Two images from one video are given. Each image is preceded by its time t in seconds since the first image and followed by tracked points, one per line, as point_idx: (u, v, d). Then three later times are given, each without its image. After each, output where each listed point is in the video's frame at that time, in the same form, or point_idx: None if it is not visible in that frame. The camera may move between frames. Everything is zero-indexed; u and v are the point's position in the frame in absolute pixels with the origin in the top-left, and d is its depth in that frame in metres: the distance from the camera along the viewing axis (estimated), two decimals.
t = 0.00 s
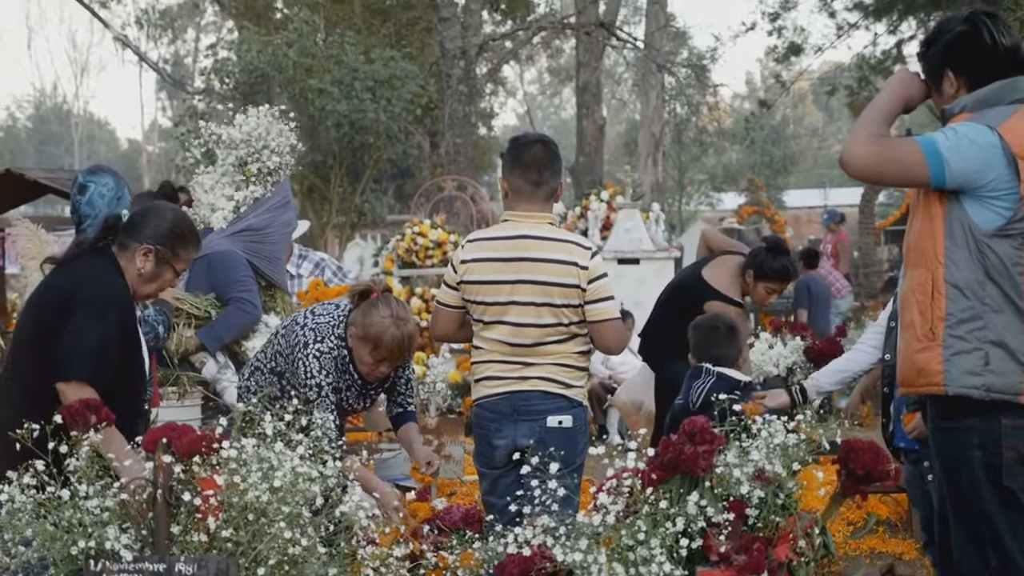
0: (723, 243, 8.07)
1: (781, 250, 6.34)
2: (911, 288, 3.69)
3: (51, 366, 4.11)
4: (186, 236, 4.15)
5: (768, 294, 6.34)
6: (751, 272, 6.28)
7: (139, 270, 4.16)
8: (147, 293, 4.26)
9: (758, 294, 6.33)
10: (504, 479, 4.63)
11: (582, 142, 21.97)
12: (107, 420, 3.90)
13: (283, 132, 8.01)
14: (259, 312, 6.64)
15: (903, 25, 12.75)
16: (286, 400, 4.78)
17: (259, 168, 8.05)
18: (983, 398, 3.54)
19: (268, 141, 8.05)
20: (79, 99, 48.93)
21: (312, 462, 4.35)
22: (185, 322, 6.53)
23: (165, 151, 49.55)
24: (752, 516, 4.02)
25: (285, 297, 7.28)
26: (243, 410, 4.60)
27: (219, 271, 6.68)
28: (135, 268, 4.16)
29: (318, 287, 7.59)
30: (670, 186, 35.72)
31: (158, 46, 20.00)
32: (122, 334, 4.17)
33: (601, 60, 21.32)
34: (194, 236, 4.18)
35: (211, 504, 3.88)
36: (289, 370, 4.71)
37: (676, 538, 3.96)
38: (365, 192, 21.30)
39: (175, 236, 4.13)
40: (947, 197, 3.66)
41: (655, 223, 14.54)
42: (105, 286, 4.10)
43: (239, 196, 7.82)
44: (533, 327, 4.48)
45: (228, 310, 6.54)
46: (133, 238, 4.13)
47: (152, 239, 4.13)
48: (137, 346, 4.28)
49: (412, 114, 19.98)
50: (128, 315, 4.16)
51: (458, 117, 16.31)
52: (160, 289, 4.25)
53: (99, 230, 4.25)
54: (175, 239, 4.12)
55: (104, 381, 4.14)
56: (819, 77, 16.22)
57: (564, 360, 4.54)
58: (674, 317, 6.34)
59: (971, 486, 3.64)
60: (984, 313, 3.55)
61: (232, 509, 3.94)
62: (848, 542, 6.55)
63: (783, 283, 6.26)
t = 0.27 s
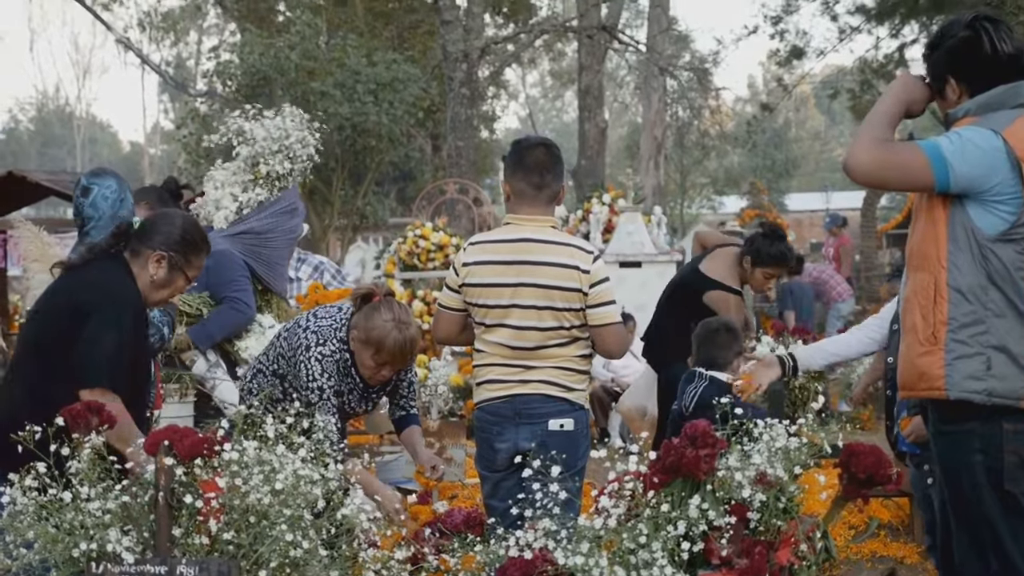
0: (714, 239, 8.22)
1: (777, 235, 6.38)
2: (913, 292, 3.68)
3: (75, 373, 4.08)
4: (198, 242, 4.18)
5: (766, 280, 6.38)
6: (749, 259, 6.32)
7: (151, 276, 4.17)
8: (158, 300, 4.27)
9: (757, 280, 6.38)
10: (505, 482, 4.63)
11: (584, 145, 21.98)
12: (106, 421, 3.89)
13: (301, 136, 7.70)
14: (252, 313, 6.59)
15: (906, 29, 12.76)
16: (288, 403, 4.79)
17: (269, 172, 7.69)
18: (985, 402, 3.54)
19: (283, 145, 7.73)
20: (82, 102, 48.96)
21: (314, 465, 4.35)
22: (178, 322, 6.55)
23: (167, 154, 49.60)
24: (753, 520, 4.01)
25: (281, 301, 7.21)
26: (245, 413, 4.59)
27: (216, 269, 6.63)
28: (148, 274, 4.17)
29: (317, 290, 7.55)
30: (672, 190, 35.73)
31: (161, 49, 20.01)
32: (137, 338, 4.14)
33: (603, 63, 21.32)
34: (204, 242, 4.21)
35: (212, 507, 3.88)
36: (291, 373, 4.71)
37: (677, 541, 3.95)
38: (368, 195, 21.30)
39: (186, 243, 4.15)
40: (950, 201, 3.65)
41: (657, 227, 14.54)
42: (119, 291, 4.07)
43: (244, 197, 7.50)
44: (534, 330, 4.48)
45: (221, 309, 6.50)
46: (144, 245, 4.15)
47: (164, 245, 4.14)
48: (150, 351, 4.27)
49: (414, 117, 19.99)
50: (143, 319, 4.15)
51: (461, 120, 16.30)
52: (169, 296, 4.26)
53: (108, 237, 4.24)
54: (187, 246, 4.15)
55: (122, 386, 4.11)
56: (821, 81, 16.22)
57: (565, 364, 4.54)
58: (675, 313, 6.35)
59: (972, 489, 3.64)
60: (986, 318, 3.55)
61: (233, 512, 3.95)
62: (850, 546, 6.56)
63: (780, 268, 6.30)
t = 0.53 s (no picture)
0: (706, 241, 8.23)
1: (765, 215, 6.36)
2: (915, 295, 3.68)
3: (104, 383, 3.98)
4: (214, 253, 4.22)
5: (757, 259, 6.35)
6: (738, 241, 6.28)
7: (168, 287, 4.15)
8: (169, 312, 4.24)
9: (748, 261, 6.33)
10: (507, 484, 4.64)
11: (586, 147, 21.96)
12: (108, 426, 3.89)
13: (301, 145, 7.49)
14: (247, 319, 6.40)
15: (907, 32, 12.78)
16: (290, 405, 4.80)
17: (269, 177, 7.53)
18: (986, 406, 3.53)
19: (285, 152, 7.53)
20: (83, 105, 48.98)
21: (316, 467, 4.35)
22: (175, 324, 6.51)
23: (168, 156, 49.60)
24: (755, 523, 4.02)
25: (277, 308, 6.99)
26: (247, 415, 4.59)
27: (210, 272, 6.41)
28: (163, 285, 4.15)
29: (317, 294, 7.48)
30: (674, 193, 35.74)
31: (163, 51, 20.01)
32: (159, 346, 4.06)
33: (605, 66, 21.34)
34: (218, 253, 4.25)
35: (214, 509, 3.87)
36: (292, 376, 4.72)
37: (680, 544, 3.94)
38: (369, 197, 21.28)
39: (202, 254, 4.19)
40: (954, 204, 3.65)
41: (659, 229, 14.53)
42: (141, 299, 4.02)
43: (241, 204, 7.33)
44: (535, 333, 4.48)
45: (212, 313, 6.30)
46: (160, 256, 4.14)
47: (180, 255, 4.15)
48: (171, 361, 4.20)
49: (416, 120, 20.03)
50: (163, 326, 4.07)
51: (462, 123, 16.30)
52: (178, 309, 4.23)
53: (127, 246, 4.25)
54: (202, 256, 4.18)
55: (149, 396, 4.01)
56: (823, 83, 16.22)
57: (566, 366, 4.54)
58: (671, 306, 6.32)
59: (973, 491, 3.64)
60: (988, 321, 3.55)
61: (235, 514, 3.95)
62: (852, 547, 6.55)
63: (771, 244, 6.27)
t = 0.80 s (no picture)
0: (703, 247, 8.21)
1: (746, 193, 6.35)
2: (915, 294, 3.68)
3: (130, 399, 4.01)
4: (230, 273, 4.20)
5: (742, 239, 6.34)
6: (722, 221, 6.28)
7: (186, 307, 4.15)
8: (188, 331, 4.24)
9: (734, 240, 6.33)
10: (508, 485, 4.64)
11: (586, 148, 21.95)
12: (111, 427, 3.90)
13: (293, 146, 7.70)
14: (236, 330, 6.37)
15: (907, 32, 12.78)
16: (291, 406, 4.81)
17: (262, 179, 7.67)
18: (986, 406, 3.53)
19: (274, 153, 7.69)
20: (84, 107, 49.02)
21: (317, 468, 4.35)
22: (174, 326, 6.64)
23: (169, 157, 49.63)
24: (757, 523, 4.03)
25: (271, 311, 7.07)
26: (248, 416, 4.59)
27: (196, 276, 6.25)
28: (181, 304, 4.14)
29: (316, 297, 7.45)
30: (675, 193, 35.76)
31: (163, 53, 20.03)
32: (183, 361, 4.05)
33: (605, 66, 21.35)
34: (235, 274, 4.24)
35: (216, 510, 3.85)
36: (293, 377, 4.72)
37: (681, 544, 3.94)
38: (370, 198, 21.27)
39: (219, 273, 4.17)
40: (956, 203, 3.65)
41: (659, 230, 14.53)
42: (164, 319, 4.01)
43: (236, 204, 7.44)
44: (535, 333, 4.48)
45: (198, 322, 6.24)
46: (180, 275, 4.13)
47: (198, 275, 4.14)
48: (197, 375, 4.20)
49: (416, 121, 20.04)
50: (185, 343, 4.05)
51: (462, 124, 16.30)
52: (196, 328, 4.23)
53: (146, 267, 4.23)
54: (218, 277, 4.16)
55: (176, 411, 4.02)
56: (823, 84, 16.22)
57: (567, 367, 4.54)
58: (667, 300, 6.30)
59: (973, 491, 3.63)
60: (989, 321, 3.55)
61: (236, 515, 3.95)
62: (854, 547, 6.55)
63: (756, 223, 6.27)
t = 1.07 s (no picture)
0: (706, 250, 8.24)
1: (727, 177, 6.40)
2: (915, 295, 3.69)
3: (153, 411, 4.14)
4: (244, 294, 4.32)
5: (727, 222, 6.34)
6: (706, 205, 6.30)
7: (201, 327, 4.26)
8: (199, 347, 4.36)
9: (719, 224, 6.31)
10: (508, 483, 4.63)
11: (586, 147, 21.93)
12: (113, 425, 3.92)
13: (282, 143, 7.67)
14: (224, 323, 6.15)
15: (908, 30, 12.77)
16: (292, 404, 4.81)
17: (250, 176, 7.70)
18: (985, 407, 3.53)
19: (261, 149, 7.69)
20: (84, 106, 48.95)
21: (317, 466, 4.35)
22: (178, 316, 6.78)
23: (169, 156, 49.58)
24: (757, 521, 4.03)
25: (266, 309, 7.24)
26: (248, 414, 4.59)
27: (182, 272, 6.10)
28: (195, 323, 4.25)
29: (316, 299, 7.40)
30: (675, 192, 35.75)
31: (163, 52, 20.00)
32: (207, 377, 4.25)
33: (605, 65, 21.34)
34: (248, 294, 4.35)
35: (216, 509, 3.84)
36: (293, 375, 4.73)
37: (681, 542, 3.93)
38: (369, 196, 21.26)
39: (233, 291, 4.29)
40: (956, 204, 3.66)
41: (659, 229, 14.53)
42: (187, 337, 4.14)
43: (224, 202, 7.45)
44: (535, 331, 4.48)
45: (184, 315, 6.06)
46: (195, 294, 4.23)
47: (213, 293, 4.24)
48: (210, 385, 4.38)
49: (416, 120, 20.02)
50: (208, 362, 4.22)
51: (463, 123, 16.27)
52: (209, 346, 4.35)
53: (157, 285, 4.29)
54: (233, 297, 4.28)
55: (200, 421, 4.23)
56: (823, 82, 16.21)
57: (567, 366, 4.54)
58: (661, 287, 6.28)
59: (973, 490, 3.63)
60: (988, 322, 3.55)
61: (237, 513, 3.95)
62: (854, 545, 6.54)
63: (740, 204, 6.30)
